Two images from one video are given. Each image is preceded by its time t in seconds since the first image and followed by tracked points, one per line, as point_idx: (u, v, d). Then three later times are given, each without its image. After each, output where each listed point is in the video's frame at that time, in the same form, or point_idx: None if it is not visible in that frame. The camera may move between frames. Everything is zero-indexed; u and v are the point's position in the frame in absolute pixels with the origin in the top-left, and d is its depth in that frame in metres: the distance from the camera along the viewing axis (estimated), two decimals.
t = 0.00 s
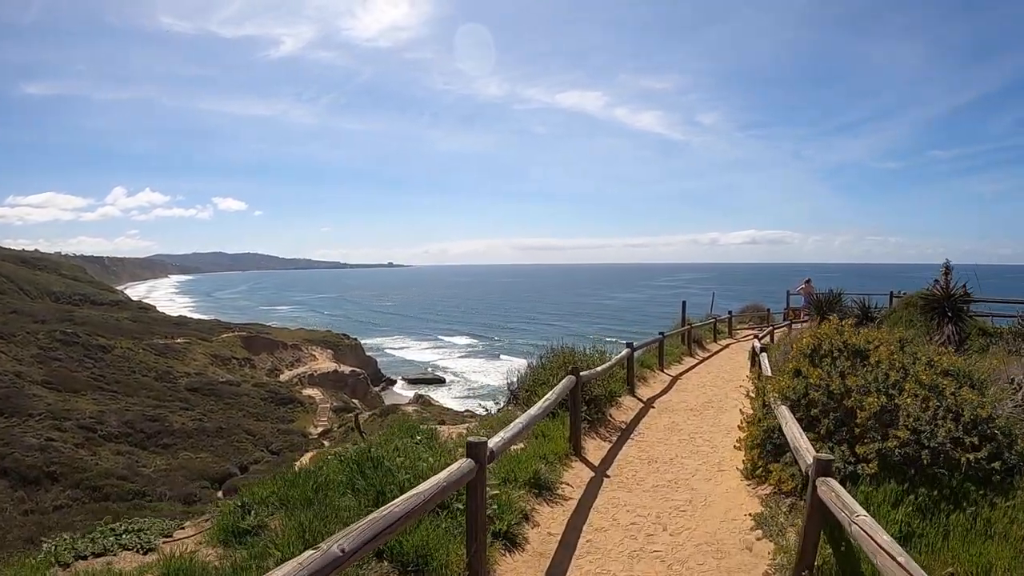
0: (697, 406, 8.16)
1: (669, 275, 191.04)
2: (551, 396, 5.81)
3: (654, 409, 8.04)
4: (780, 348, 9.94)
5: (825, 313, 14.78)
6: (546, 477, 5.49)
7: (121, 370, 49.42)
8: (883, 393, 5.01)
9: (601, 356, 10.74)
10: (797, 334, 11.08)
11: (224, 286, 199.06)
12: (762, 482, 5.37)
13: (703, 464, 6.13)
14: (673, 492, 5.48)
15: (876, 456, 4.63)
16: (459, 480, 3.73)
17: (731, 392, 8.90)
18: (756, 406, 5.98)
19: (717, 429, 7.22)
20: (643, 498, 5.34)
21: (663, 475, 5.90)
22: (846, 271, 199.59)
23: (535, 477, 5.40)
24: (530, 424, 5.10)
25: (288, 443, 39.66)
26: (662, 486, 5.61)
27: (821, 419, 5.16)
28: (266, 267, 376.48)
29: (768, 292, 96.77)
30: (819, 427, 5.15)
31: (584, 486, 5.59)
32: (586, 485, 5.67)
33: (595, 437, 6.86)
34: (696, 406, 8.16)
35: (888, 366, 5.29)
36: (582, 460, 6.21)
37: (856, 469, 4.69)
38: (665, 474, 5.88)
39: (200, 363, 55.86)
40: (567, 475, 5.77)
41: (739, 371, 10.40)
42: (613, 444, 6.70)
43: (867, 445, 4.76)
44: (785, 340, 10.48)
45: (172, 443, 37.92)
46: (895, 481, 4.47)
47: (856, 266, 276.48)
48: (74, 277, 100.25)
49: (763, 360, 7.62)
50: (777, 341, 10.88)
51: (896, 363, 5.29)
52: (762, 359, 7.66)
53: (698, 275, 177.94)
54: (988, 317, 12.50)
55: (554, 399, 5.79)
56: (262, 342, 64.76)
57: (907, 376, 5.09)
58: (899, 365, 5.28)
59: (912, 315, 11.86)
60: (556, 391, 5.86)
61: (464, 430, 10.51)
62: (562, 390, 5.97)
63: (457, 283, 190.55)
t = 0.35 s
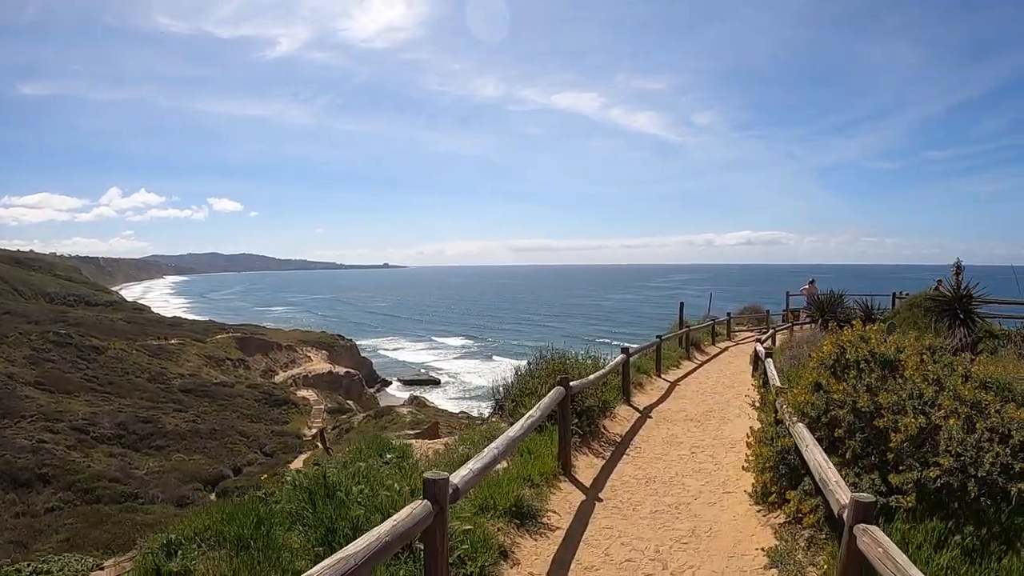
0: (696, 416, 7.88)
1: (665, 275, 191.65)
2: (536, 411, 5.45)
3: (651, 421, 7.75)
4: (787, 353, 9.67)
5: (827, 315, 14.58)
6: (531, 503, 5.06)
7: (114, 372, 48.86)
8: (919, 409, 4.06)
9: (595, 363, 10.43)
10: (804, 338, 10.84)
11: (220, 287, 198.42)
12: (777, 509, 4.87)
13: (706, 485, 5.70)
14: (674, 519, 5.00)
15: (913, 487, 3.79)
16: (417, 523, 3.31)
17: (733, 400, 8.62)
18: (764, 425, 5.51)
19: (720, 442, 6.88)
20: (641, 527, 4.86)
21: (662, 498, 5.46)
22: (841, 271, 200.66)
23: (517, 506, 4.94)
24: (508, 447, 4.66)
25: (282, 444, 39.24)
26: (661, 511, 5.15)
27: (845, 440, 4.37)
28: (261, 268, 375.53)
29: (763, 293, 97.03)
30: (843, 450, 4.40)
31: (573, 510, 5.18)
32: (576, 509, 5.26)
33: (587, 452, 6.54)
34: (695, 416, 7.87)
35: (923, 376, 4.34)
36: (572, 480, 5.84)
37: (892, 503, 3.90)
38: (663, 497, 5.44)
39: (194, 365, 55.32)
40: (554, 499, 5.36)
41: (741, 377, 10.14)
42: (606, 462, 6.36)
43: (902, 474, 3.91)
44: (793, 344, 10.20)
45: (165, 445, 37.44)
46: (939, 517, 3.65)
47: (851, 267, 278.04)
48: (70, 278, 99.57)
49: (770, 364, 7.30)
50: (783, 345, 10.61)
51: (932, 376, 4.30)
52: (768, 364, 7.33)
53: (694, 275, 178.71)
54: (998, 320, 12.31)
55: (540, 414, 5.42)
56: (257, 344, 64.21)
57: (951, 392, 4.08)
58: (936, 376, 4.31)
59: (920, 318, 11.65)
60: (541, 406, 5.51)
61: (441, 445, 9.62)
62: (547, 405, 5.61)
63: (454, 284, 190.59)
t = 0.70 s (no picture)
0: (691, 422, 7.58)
1: (660, 277, 192.22)
2: (506, 421, 5.10)
3: (642, 428, 7.51)
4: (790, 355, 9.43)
5: (824, 315, 14.43)
6: (501, 526, 4.66)
7: (106, 373, 48.27)
8: (957, 422, 3.64)
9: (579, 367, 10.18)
10: (807, 338, 10.65)
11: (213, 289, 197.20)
12: (783, 534, 4.54)
13: (699, 504, 5.35)
14: (664, 544, 4.62)
15: (952, 516, 3.42)
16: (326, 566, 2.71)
17: (730, 405, 8.38)
18: (763, 438, 5.07)
19: (715, 454, 6.58)
20: (627, 553, 4.46)
21: (651, 518, 5.10)
22: (833, 275, 201.74)
23: (482, 527, 4.50)
24: (462, 465, 4.23)
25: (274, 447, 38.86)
26: (651, 535, 4.77)
27: (866, 456, 3.91)
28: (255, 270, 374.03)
29: (756, 296, 97.31)
30: (863, 468, 3.95)
31: (549, 533, 4.83)
32: (557, 530, 4.89)
33: (572, 464, 6.24)
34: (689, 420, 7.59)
35: (953, 379, 3.90)
36: (551, 497, 5.50)
37: (929, 530, 3.52)
38: (653, 518, 5.08)
39: (186, 367, 54.69)
40: (526, 521, 4.96)
41: (739, 380, 9.94)
42: (589, 476, 6.05)
43: (940, 497, 3.51)
44: (796, 347, 9.96)
45: (156, 447, 36.96)
46: (986, 556, 3.38)
47: (843, 270, 279.31)
48: (63, 279, 98.56)
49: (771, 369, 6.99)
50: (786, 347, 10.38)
51: (966, 382, 3.96)
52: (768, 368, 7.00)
53: (688, 278, 179.42)
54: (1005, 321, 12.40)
55: (511, 424, 5.08)
56: (249, 345, 63.56)
57: (990, 402, 3.71)
58: (969, 380, 3.91)
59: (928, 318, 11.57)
60: (517, 413, 5.17)
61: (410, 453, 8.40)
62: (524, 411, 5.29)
63: (448, 286, 190.36)
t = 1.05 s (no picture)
0: (686, 437, 7.04)
1: (653, 278, 193.20)
2: (467, 457, 4.05)
3: (632, 446, 6.73)
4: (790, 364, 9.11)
5: (825, 321, 14.25)
6: None
7: (97, 376, 47.56)
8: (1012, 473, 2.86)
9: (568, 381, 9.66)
10: (806, 347, 10.36)
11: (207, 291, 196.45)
12: None
13: (702, 544, 4.35)
14: None
15: None
16: None
17: (728, 416, 7.94)
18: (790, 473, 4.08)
19: (716, 477, 5.69)
20: None
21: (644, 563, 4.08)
22: (825, 275, 203.31)
23: None
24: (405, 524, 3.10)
25: (266, 449, 38.34)
26: None
27: (896, 509, 3.16)
28: (248, 271, 372.59)
29: (749, 297, 97.67)
30: (891, 519, 3.19)
31: None
32: None
33: (553, 494, 5.30)
34: (684, 436, 7.07)
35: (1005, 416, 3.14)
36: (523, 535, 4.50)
37: None
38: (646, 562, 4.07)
39: (177, 369, 54.01)
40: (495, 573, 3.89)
41: (736, 390, 9.57)
42: (571, 506, 5.08)
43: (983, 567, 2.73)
44: (795, 355, 9.64)
45: (147, 450, 36.41)
46: None
47: (835, 271, 281.46)
48: (55, 280, 97.56)
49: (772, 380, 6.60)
50: (785, 356, 10.04)
51: None
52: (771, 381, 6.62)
53: (681, 278, 180.36)
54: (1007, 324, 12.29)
55: (473, 460, 4.03)
56: (241, 347, 62.88)
57: None
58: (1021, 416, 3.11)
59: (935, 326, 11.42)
60: (486, 443, 4.18)
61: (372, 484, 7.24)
62: (498, 436, 4.34)
63: (442, 287, 190.52)
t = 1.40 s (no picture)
0: (687, 439, 6.78)
1: (648, 278, 193.77)
2: (428, 469, 3.65)
3: (628, 451, 6.44)
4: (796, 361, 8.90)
5: (829, 318, 14.05)
6: None
7: (88, 377, 46.94)
8: None
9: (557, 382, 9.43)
10: (812, 342, 10.15)
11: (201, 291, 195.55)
12: None
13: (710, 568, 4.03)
14: None
15: None
16: None
17: (731, 415, 7.71)
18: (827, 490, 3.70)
19: (721, 488, 5.39)
20: None
21: None
22: (818, 276, 204.43)
23: None
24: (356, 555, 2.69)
25: (259, 450, 37.92)
26: None
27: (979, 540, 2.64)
28: (242, 271, 371.11)
29: (743, 297, 97.90)
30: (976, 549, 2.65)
31: None
32: None
33: (539, 507, 4.98)
34: (685, 438, 6.83)
35: None
36: (507, 558, 4.16)
37: None
38: None
39: (170, 370, 53.43)
40: None
41: (738, 388, 9.38)
42: (562, 523, 4.78)
43: None
44: (801, 353, 9.41)
45: (139, 451, 35.92)
46: None
47: (828, 272, 283.05)
48: (47, 280, 96.58)
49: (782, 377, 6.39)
50: (790, 353, 9.81)
51: None
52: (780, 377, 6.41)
53: (676, 279, 180.92)
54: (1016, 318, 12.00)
55: (436, 473, 3.62)
56: (234, 347, 62.32)
57: None
58: None
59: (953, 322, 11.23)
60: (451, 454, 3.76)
61: (330, 494, 6.89)
62: (470, 441, 3.95)
63: (437, 288, 190.23)
